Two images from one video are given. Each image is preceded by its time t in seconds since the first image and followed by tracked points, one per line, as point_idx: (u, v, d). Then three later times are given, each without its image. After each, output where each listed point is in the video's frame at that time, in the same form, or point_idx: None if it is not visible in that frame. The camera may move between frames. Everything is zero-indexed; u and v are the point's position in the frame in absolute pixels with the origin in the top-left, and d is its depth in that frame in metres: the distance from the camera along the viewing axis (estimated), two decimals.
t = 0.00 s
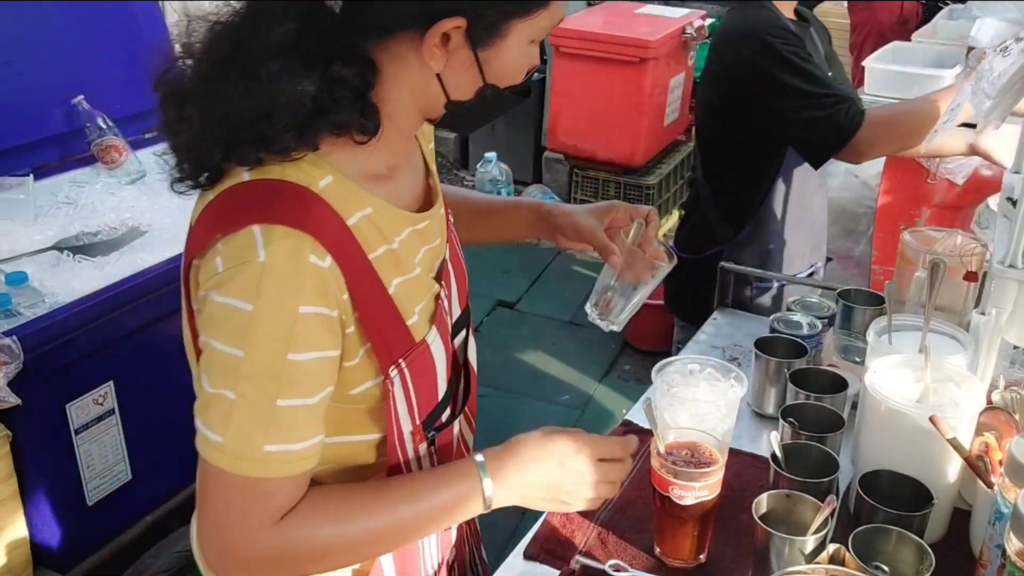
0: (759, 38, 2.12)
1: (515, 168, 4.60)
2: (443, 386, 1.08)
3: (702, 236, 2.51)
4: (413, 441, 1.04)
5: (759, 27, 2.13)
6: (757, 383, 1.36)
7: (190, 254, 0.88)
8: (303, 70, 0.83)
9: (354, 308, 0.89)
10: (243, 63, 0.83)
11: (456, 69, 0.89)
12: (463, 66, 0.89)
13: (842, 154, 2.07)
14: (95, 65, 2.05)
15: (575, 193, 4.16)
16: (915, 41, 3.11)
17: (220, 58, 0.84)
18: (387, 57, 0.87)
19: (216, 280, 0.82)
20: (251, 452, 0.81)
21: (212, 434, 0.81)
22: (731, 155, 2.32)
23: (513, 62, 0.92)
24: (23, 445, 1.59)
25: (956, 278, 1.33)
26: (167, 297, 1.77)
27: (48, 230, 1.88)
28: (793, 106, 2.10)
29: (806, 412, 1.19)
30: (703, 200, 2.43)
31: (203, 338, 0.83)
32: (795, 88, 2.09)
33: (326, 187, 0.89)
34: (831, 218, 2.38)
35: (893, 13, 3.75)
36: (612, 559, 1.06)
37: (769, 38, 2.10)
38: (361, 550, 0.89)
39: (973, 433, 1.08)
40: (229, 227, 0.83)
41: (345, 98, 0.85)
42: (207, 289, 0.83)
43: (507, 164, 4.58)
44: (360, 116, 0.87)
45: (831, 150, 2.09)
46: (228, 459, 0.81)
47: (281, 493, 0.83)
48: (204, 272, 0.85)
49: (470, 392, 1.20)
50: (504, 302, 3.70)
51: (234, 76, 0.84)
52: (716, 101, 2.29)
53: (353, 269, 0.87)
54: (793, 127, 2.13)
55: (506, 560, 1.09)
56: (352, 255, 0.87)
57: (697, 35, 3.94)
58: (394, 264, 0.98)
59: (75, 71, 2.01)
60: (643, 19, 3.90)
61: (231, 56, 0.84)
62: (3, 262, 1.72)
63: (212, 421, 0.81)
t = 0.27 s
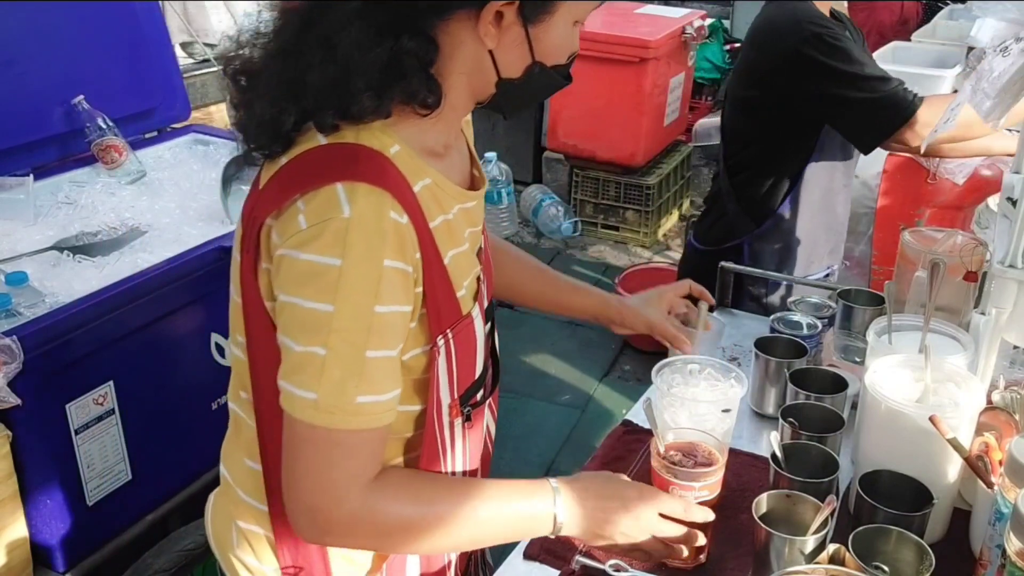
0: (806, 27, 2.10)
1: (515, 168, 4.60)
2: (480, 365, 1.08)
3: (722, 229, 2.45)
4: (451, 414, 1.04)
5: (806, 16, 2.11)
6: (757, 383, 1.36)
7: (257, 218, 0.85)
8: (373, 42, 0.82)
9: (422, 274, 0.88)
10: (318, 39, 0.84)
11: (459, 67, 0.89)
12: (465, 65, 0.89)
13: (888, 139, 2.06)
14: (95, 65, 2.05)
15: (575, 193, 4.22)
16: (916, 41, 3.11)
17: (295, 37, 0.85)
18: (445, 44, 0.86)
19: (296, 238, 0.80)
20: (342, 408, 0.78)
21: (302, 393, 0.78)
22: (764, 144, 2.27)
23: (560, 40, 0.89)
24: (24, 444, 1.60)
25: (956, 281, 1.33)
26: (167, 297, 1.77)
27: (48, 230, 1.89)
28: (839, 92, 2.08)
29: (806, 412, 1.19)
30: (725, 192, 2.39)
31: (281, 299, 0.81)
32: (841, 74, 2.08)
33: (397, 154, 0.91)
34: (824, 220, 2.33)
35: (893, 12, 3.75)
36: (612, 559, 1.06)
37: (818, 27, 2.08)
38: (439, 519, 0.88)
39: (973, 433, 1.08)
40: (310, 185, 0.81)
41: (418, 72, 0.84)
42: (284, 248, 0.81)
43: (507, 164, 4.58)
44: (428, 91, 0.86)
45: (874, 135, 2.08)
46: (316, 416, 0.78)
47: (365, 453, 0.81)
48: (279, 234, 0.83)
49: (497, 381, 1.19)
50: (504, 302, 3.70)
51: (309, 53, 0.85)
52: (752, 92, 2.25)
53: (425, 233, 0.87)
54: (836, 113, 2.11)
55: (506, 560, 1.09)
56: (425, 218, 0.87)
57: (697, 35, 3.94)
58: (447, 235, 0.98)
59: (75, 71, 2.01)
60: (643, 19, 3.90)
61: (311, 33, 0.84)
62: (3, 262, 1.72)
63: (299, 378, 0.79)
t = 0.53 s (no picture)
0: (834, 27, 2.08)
1: (515, 168, 4.60)
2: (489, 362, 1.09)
3: (743, 230, 2.39)
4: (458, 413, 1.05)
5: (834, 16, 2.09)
6: (757, 383, 1.36)
7: (276, 215, 0.85)
8: (388, 22, 0.81)
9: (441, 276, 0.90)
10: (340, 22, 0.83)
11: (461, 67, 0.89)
12: (466, 65, 0.89)
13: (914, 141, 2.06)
14: (94, 65, 2.05)
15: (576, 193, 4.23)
16: (915, 41, 3.11)
17: (321, 20, 0.86)
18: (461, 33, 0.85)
19: (322, 242, 0.81)
20: (383, 410, 0.82)
21: (341, 398, 0.81)
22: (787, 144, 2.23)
23: (572, 44, 0.90)
24: (23, 445, 1.60)
25: (957, 283, 1.33)
26: (168, 297, 1.77)
27: (48, 230, 1.89)
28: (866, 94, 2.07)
29: (806, 412, 1.19)
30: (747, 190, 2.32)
31: (309, 302, 0.81)
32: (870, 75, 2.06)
33: (415, 158, 0.91)
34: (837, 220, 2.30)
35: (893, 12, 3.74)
36: (612, 559, 1.06)
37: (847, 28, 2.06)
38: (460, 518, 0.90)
39: (973, 433, 1.08)
40: (334, 189, 0.81)
41: (436, 55, 0.83)
42: (309, 252, 0.82)
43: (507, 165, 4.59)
44: (445, 77, 0.86)
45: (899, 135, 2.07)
46: (356, 419, 0.81)
47: (396, 454, 0.84)
48: (302, 235, 0.83)
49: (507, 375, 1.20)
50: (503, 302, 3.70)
51: (332, 37, 0.85)
52: (777, 93, 2.22)
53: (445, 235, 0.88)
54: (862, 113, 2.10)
55: (506, 560, 1.09)
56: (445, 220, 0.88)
57: (697, 35, 3.94)
58: (464, 235, 0.99)
59: (75, 71, 2.01)
60: (643, 19, 3.90)
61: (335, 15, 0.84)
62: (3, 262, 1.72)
63: (337, 382, 0.81)
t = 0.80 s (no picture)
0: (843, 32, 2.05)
1: (515, 168, 4.60)
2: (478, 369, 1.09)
3: (756, 232, 2.36)
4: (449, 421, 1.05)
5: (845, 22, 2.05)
6: (757, 382, 1.36)
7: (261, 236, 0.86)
8: (373, 30, 0.82)
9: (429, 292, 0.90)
10: (325, 29, 0.84)
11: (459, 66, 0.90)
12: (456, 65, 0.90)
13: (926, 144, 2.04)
14: (94, 64, 2.05)
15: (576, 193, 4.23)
16: (915, 41, 3.11)
17: (306, 27, 0.87)
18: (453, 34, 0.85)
19: (306, 268, 0.81)
20: (375, 431, 0.83)
21: (332, 420, 0.82)
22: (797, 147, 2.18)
23: (554, 54, 0.90)
24: (23, 444, 1.60)
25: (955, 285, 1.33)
26: (167, 297, 1.77)
27: (47, 230, 1.89)
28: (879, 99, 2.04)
29: (806, 412, 1.19)
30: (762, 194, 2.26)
31: (297, 327, 0.83)
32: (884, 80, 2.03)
33: (399, 177, 0.90)
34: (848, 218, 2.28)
35: (893, 12, 3.73)
36: (612, 559, 1.06)
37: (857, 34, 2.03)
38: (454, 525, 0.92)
39: (973, 433, 1.08)
40: (318, 215, 0.82)
41: (418, 63, 0.84)
42: (295, 277, 0.82)
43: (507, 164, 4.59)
44: (428, 88, 0.86)
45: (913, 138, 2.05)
46: (348, 439, 0.82)
47: (390, 474, 0.85)
48: (287, 259, 0.84)
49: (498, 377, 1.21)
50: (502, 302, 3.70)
51: (316, 45, 0.86)
52: (786, 98, 2.17)
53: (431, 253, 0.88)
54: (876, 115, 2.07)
55: (507, 560, 1.09)
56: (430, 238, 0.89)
57: (697, 35, 3.94)
58: (451, 248, 0.99)
59: (74, 71, 2.01)
60: (642, 19, 3.89)
61: (318, 23, 0.85)
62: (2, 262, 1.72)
63: (327, 407, 0.82)
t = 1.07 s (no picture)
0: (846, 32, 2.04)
1: (515, 169, 4.60)
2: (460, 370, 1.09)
3: (761, 233, 2.34)
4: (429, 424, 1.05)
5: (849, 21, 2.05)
6: (757, 382, 1.36)
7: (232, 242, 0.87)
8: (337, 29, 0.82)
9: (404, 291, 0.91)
10: (286, 30, 0.84)
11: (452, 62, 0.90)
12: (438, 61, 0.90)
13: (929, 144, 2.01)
14: (94, 65, 2.05)
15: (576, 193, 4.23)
16: (915, 41, 3.11)
17: (268, 28, 0.87)
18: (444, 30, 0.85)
19: (277, 273, 0.82)
20: (358, 431, 0.84)
21: (314, 423, 0.84)
22: (801, 145, 2.18)
23: (526, 45, 0.89)
24: (23, 444, 1.60)
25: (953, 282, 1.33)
26: (167, 297, 1.77)
27: (47, 230, 1.89)
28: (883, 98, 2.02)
29: (806, 412, 1.19)
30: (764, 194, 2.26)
31: (272, 331, 0.84)
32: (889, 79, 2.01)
33: (369, 176, 0.90)
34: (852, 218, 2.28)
35: (893, 12, 3.73)
36: (612, 559, 1.06)
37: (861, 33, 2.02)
38: (446, 516, 0.93)
39: (973, 433, 1.08)
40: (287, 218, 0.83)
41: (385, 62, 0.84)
42: (267, 282, 0.83)
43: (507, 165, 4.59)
44: (395, 87, 0.87)
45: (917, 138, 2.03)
46: (330, 441, 0.84)
47: (374, 472, 0.86)
48: (259, 264, 0.85)
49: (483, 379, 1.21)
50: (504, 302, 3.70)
51: (278, 47, 0.86)
52: (788, 98, 2.18)
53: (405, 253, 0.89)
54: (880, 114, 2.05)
55: (506, 560, 1.09)
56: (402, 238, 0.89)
57: (697, 35, 3.94)
58: (427, 248, 0.99)
59: (74, 71, 2.01)
60: (643, 19, 3.89)
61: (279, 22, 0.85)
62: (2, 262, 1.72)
63: (306, 411, 0.84)
